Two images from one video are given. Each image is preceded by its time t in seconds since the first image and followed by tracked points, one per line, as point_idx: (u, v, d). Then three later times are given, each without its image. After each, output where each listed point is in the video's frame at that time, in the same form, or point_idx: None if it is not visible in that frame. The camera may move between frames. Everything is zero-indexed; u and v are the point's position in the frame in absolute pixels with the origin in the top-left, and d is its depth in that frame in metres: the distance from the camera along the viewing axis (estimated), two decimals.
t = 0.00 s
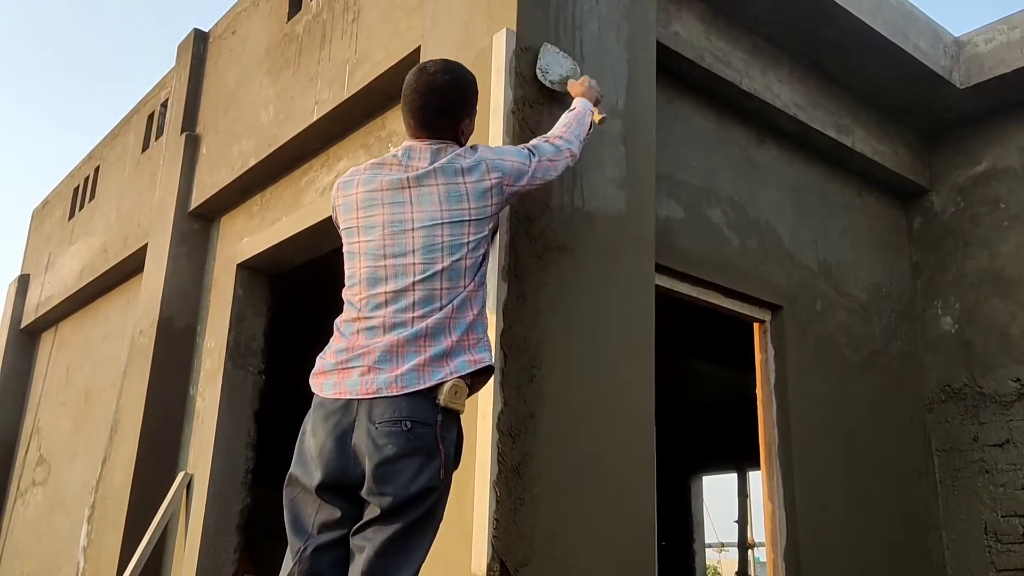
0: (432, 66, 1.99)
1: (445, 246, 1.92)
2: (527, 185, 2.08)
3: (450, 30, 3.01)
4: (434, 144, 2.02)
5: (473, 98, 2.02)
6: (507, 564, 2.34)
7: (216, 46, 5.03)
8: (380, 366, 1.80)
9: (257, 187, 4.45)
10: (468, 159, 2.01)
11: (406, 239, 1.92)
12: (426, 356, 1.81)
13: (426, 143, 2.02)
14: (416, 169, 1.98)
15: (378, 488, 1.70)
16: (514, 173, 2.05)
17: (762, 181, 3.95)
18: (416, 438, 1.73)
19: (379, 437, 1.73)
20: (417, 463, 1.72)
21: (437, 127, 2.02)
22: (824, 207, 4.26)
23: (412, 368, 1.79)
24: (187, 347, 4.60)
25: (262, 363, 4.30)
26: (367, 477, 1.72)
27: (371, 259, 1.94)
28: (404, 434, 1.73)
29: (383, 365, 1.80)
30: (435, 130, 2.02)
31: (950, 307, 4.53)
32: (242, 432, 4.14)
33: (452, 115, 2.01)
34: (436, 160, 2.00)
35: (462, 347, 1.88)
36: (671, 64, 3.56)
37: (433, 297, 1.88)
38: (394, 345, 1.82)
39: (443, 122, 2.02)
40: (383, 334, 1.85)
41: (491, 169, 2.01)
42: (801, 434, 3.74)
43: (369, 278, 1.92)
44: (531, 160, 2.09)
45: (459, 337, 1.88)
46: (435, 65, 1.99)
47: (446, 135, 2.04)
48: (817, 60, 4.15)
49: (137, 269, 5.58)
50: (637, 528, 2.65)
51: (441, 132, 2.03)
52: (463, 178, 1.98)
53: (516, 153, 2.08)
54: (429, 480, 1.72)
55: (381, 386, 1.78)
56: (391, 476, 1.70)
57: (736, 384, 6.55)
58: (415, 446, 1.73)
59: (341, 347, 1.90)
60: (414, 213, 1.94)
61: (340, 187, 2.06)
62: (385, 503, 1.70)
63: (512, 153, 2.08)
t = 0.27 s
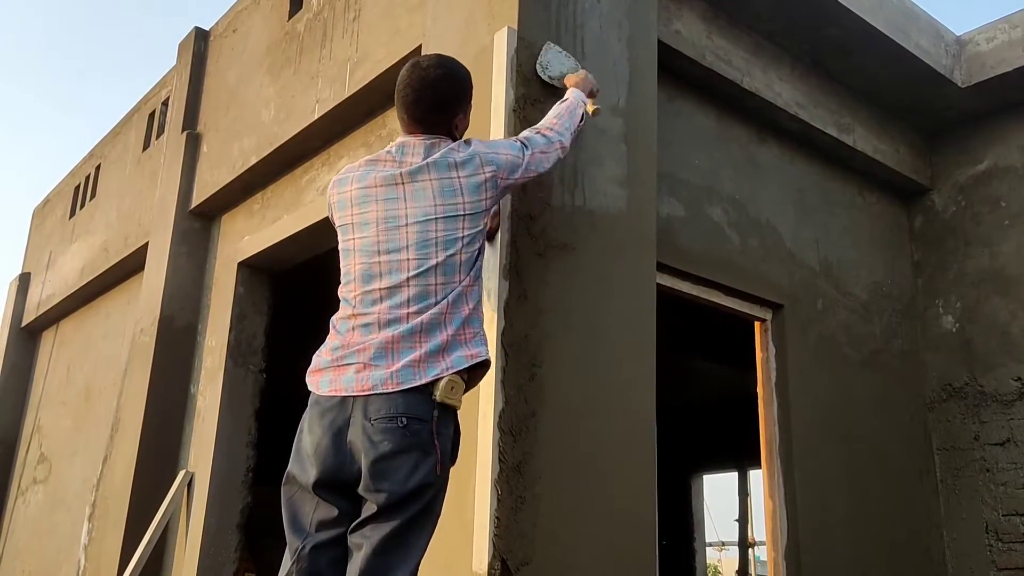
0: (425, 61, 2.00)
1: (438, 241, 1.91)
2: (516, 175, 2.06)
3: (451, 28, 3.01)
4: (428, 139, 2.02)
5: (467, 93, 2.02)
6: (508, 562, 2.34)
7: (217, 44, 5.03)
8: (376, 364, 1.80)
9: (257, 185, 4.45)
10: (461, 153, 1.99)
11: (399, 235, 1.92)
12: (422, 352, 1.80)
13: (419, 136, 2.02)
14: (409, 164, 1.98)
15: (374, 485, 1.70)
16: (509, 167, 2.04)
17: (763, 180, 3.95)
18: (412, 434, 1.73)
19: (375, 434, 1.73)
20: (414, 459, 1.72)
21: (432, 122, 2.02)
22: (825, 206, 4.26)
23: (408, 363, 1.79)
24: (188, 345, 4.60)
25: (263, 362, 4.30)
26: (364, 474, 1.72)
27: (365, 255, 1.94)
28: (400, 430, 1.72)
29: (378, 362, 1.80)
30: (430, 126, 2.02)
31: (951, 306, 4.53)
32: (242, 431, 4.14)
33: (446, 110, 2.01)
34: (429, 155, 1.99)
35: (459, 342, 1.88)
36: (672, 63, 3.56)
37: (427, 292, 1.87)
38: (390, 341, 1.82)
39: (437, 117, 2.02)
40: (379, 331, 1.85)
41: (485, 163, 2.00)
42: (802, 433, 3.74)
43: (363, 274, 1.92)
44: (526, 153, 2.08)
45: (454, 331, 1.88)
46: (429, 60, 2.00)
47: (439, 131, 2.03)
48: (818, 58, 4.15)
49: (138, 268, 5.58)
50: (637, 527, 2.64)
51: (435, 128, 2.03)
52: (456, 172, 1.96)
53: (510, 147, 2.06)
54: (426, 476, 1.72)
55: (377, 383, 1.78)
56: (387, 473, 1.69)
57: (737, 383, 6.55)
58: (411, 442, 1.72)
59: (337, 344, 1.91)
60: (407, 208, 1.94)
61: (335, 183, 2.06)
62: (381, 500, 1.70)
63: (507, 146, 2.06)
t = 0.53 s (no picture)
0: (424, 58, 1.99)
1: (427, 242, 1.90)
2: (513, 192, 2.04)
3: (452, 28, 3.01)
4: (426, 137, 2.02)
5: (468, 91, 2.01)
6: (509, 562, 2.33)
7: (218, 44, 5.03)
8: (364, 366, 1.80)
9: (258, 185, 4.45)
10: (457, 156, 1.99)
11: (389, 234, 1.92)
12: (411, 356, 1.79)
13: (415, 133, 2.03)
14: (403, 162, 1.98)
15: (369, 484, 1.70)
16: (506, 180, 2.02)
17: (764, 180, 3.95)
18: (404, 433, 1.73)
19: (368, 433, 1.73)
20: (407, 457, 1.72)
21: (431, 119, 2.02)
22: (827, 206, 4.26)
23: (397, 368, 1.77)
24: (190, 345, 4.60)
25: (264, 362, 4.30)
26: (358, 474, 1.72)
27: (356, 253, 1.95)
28: (393, 429, 1.72)
29: (366, 364, 1.80)
30: (428, 124, 2.02)
31: (953, 306, 4.53)
32: (243, 431, 4.15)
33: (445, 107, 2.01)
34: (425, 153, 2.00)
35: (449, 354, 1.84)
36: (673, 63, 3.56)
37: (415, 294, 1.86)
38: (378, 344, 1.81)
39: (436, 114, 2.01)
40: (367, 331, 1.85)
41: (481, 168, 1.99)
42: (803, 433, 3.73)
43: (353, 272, 1.93)
44: (529, 174, 2.07)
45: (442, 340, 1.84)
46: (429, 57, 2.00)
47: (435, 128, 2.03)
48: (820, 58, 4.15)
49: (140, 268, 5.59)
50: (639, 527, 2.64)
51: (433, 125, 2.02)
52: (449, 173, 1.96)
53: (512, 162, 2.06)
54: (420, 474, 1.72)
55: (366, 387, 1.77)
56: (381, 472, 1.69)
57: (738, 383, 6.55)
58: (403, 440, 1.72)
59: (329, 343, 1.91)
60: (398, 206, 1.94)
61: (333, 180, 2.08)
62: (376, 500, 1.69)
63: (509, 160, 2.06)
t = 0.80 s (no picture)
0: (463, 72, 1.92)
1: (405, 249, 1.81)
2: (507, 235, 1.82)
3: (454, 28, 3.01)
4: (453, 152, 1.93)
5: (502, 107, 1.94)
6: (511, 561, 2.34)
7: (220, 45, 5.04)
8: (342, 358, 1.74)
9: (261, 185, 4.46)
10: (463, 182, 1.85)
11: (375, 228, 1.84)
12: (390, 354, 1.72)
13: (442, 145, 1.94)
14: (416, 169, 1.90)
15: (348, 478, 1.64)
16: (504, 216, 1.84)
17: (766, 179, 3.94)
18: (382, 425, 1.66)
19: (347, 424, 1.68)
20: (387, 450, 1.65)
21: (460, 134, 1.93)
22: (829, 205, 4.25)
23: (375, 365, 1.71)
24: (192, 345, 4.60)
25: (267, 361, 4.31)
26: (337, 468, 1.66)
27: (346, 240, 1.89)
28: (372, 420, 1.66)
29: (336, 353, 1.76)
30: (456, 136, 1.94)
31: (956, 305, 4.53)
32: (246, 430, 4.15)
33: (481, 121, 1.93)
34: (438, 166, 1.90)
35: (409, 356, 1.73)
36: (675, 62, 3.55)
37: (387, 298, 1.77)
38: (355, 337, 1.75)
39: (470, 128, 1.93)
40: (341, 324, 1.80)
41: (477, 205, 1.81)
42: (805, 432, 3.73)
43: (340, 258, 1.87)
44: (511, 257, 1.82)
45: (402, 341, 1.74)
46: (467, 71, 1.92)
47: (458, 144, 1.94)
48: (822, 57, 4.14)
49: (142, 268, 5.59)
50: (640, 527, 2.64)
51: (460, 141, 1.94)
52: (447, 196, 1.83)
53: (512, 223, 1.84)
54: (400, 467, 1.65)
55: (343, 382, 1.71)
56: (359, 465, 1.63)
57: (740, 382, 6.54)
58: (381, 433, 1.66)
59: (314, 326, 1.86)
60: (394, 207, 1.86)
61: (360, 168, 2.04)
62: (354, 495, 1.63)
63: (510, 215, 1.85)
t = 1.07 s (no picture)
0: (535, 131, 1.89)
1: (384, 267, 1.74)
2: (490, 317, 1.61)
3: (457, 26, 3.01)
4: (480, 194, 1.80)
5: (562, 169, 1.85)
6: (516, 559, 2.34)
7: (223, 43, 5.04)
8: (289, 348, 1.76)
9: (264, 184, 4.46)
10: (465, 219, 1.72)
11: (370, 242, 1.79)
12: (318, 351, 1.70)
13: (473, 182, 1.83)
14: (433, 197, 1.79)
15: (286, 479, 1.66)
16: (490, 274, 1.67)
17: (769, 176, 3.94)
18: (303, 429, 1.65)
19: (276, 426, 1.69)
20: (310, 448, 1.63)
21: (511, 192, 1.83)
22: (832, 202, 4.25)
23: (303, 360, 1.70)
24: (196, 344, 4.61)
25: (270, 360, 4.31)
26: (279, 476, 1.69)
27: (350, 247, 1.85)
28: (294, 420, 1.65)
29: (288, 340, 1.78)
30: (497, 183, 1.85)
31: (960, 303, 4.52)
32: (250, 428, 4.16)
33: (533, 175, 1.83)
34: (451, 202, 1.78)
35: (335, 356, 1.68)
36: (679, 60, 3.55)
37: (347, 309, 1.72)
38: (311, 331, 1.74)
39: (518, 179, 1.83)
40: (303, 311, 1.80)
41: (466, 248, 1.66)
42: (809, 430, 3.73)
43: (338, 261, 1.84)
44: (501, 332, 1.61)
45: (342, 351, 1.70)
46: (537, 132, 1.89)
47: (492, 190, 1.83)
48: (826, 54, 4.13)
49: (146, 266, 5.60)
50: (644, 524, 2.64)
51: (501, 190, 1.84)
52: (443, 229, 1.70)
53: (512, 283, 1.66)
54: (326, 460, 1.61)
55: (276, 372, 1.73)
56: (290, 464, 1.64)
57: (743, 380, 6.54)
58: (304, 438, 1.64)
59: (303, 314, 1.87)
60: (395, 225, 1.79)
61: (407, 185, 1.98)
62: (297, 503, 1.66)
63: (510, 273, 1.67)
